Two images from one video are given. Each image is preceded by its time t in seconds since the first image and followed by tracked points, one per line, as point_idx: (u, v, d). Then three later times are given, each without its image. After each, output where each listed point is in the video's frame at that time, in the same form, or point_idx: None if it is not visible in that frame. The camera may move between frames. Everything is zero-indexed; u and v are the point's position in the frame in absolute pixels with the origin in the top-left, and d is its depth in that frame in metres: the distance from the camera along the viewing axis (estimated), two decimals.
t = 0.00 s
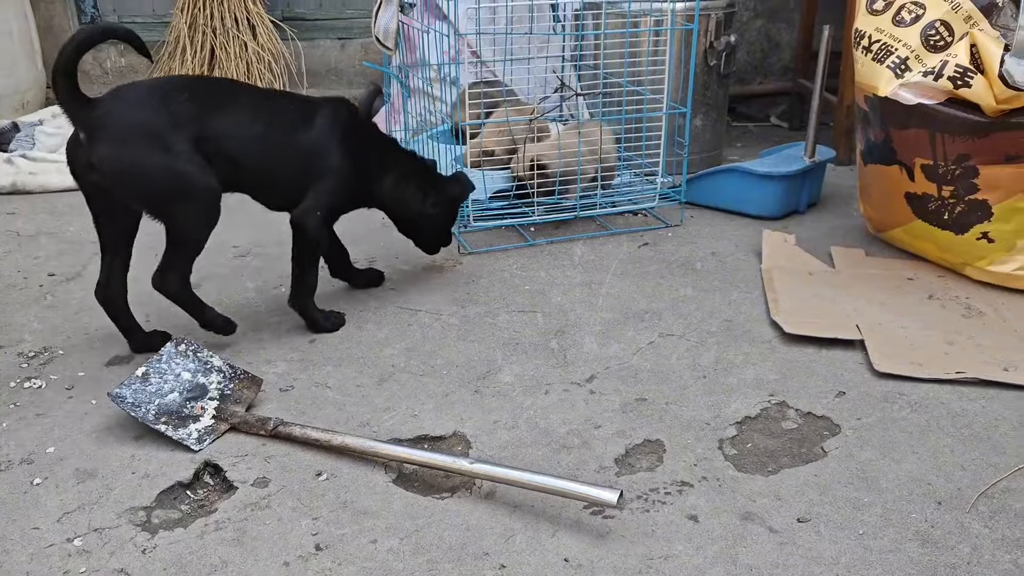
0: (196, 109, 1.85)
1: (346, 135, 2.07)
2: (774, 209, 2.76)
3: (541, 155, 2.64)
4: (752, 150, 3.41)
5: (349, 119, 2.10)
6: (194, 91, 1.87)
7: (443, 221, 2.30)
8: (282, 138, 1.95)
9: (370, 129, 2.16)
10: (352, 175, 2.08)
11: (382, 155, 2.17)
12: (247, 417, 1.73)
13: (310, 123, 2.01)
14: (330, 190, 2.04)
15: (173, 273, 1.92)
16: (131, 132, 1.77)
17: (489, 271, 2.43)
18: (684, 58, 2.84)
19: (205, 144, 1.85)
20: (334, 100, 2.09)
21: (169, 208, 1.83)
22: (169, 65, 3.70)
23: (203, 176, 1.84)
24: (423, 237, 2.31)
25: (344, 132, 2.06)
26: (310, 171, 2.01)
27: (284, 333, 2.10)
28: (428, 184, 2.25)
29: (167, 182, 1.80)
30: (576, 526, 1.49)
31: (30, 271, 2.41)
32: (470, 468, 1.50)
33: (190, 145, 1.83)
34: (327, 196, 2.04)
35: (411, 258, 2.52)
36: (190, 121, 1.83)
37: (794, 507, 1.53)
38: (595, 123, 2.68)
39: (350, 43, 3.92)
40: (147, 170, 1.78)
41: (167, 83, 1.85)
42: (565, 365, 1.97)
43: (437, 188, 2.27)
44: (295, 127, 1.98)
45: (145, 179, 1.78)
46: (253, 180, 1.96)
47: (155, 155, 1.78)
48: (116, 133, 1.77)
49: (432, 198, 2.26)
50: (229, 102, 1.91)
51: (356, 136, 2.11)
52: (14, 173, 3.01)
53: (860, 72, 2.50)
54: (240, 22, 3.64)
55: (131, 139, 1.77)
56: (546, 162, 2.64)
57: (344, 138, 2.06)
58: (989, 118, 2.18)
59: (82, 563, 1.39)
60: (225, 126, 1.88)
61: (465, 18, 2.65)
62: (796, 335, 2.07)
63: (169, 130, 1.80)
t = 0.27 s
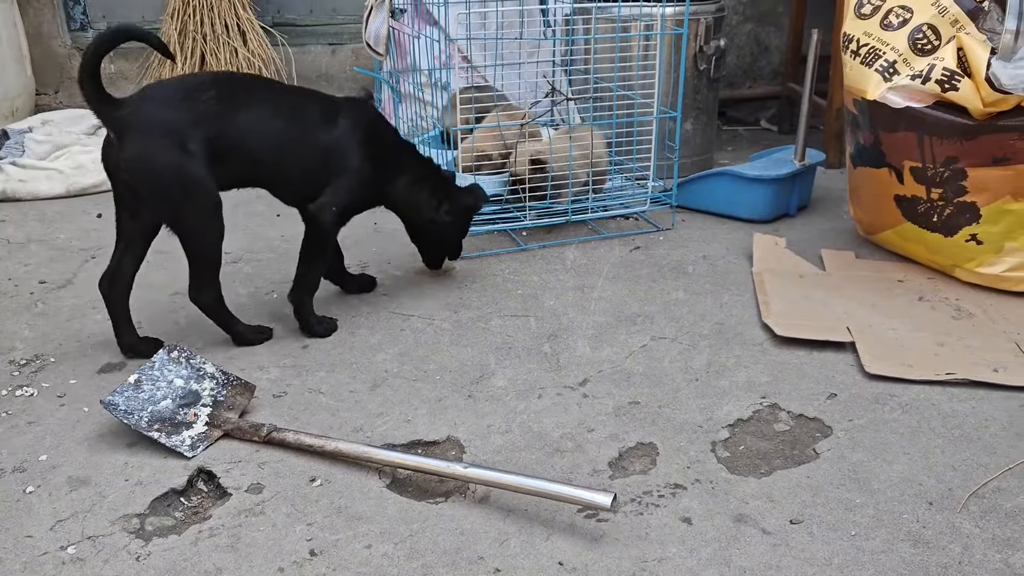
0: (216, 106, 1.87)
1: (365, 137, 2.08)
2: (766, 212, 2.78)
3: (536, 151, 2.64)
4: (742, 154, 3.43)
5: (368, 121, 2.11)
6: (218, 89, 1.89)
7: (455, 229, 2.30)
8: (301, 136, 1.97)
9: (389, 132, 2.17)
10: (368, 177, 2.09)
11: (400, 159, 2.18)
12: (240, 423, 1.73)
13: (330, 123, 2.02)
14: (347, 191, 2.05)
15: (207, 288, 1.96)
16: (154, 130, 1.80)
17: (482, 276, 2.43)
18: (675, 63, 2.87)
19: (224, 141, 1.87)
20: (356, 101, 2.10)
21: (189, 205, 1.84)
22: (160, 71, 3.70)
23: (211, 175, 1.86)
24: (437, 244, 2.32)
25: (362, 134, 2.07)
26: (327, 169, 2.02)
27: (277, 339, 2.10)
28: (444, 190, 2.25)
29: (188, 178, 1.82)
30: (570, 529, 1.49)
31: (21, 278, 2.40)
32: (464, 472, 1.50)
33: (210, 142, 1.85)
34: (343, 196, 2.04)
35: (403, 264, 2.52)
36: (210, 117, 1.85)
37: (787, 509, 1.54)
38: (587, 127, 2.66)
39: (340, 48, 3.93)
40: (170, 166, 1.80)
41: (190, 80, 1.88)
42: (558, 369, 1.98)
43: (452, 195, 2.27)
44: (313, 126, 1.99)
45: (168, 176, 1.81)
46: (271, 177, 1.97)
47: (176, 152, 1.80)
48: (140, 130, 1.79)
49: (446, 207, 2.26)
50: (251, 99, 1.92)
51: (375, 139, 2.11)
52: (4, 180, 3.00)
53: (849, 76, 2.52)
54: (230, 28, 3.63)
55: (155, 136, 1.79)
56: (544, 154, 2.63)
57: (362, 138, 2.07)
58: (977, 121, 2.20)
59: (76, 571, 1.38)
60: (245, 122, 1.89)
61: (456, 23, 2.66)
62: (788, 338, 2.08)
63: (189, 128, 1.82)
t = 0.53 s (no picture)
0: (232, 109, 1.91)
1: (381, 147, 2.13)
2: (756, 216, 2.79)
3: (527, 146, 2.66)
4: (731, 158, 3.45)
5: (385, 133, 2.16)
6: (235, 92, 1.94)
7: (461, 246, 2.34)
8: (318, 141, 2.02)
9: (405, 143, 2.22)
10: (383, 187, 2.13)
11: (416, 171, 2.24)
12: (230, 430, 1.72)
13: (346, 132, 2.07)
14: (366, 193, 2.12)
15: (197, 291, 1.97)
16: (165, 127, 1.84)
17: (472, 282, 2.44)
18: (663, 68, 2.89)
19: (237, 142, 1.90)
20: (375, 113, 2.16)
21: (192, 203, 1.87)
22: (149, 78, 3.70)
23: (215, 175, 1.89)
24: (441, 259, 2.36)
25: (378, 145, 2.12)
26: (341, 178, 2.07)
27: (267, 345, 2.10)
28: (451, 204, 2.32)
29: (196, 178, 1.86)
30: (560, 534, 1.49)
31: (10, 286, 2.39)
32: (454, 478, 1.50)
33: (222, 144, 1.89)
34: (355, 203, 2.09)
35: (393, 269, 2.52)
36: (224, 119, 1.89)
37: (776, 512, 1.54)
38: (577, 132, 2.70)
39: (330, 54, 3.93)
40: (178, 163, 1.84)
41: (207, 81, 1.92)
42: (548, 373, 1.98)
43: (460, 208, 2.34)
44: (329, 134, 2.04)
45: (176, 174, 1.84)
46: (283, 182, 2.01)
47: (186, 151, 1.84)
48: (152, 127, 1.84)
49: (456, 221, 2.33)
50: (267, 104, 1.96)
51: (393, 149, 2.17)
52: None
53: (836, 81, 2.53)
54: (220, 34, 3.63)
55: (165, 134, 1.83)
56: (538, 147, 2.65)
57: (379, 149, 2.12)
58: (963, 124, 2.21)
59: None
60: (260, 126, 1.93)
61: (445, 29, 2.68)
62: (777, 341, 2.09)
63: (200, 129, 1.86)
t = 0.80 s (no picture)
0: (278, 115, 1.96)
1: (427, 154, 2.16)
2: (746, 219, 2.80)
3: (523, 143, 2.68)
4: (722, 162, 3.46)
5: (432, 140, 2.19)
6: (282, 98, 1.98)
7: (501, 246, 2.41)
8: (364, 148, 2.05)
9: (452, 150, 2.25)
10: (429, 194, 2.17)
11: (461, 176, 2.27)
12: (220, 436, 1.72)
13: (392, 140, 2.10)
14: (409, 201, 2.15)
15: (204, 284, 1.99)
16: (210, 131, 1.89)
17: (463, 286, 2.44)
18: (653, 71, 2.91)
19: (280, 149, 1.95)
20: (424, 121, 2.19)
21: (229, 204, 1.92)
22: (140, 83, 3.70)
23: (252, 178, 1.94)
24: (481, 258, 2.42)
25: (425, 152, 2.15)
26: (384, 183, 2.10)
27: (258, 350, 2.09)
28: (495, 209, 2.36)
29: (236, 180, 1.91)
30: (551, 538, 1.49)
31: None
32: (445, 483, 1.50)
33: (265, 147, 1.94)
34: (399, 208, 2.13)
35: (384, 274, 2.52)
36: (268, 125, 1.94)
37: (767, 515, 1.54)
38: (567, 135, 2.73)
39: (321, 59, 3.93)
40: (219, 166, 1.89)
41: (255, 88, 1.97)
42: (539, 377, 1.98)
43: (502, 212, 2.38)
44: (375, 142, 2.07)
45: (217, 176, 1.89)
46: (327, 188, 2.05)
47: (227, 154, 1.89)
48: (196, 129, 1.89)
49: (494, 224, 2.37)
50: (313, 112, 2.01)
51: (440, 156, 2.19)
52: None
53: (825, 84, 2.54)
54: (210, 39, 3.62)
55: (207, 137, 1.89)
56: (535, 143, 2.67)
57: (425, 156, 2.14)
58: (951, 127, 2.22)
59: None
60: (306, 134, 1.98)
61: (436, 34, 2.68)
62: (768, 343, 2.09)
63: (241, 132, 1.91)
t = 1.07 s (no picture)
0: (333, 116, 1.99)
1: (474, 155, 2.21)
2: (739, 223, 2.81)
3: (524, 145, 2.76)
4: (713, 165, 3.48)
5: (478, 141, 2.23)
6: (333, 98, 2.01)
7: (544, 244, 2.44)
8: (412, 147, 2.09)
9: (496, 151, 2.29)
10: (475, 193, 2.22)
11: (504, 175, 2.32)
12: (213, 442, 1.72)
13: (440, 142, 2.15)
14: (456, 200, 2.19)
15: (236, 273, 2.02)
16: (268, 130, 1.94)
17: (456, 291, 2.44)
18: (645, 75, 2.89)
19: (334, 149, 2.00)
20: (465, 121, 2.24)
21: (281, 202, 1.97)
22: (131, 89, 3.69)
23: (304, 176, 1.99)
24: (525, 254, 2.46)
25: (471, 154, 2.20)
26: (432, 181, 2.14)
27: (251, 355, 2.09)
28: (538, 208, 2.40)
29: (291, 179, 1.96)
30: (545, 542, 1.49)
31: None
32: (439, 487, 1.50)
33: (320, 146, 1.98)
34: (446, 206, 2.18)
35: (377, 278, 2.53)
36: (323, 125, 1.98)
37: (760, 517, 1.55)
38: (559, 140, 2.78)
39: (313, 64, 3.94)
40: (275, 165, 1.94)
41: (312, 87, 2.01)
42: (533, 381, 1.98)
43: (546, 211, 2.42)
44: (424, 143, 2.12)
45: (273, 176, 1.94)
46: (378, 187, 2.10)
47: (281, 154, 1.94)
48: (255, 127, 1.93)
49: (539, 221, 2.40)
50: (366, 113, 2.05)
51: (483, 154, 2.24)
52: None
53: (815, 88, 2.55)
54: (202, 44, 3.61)
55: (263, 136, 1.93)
56: (535, 145, 2.75)
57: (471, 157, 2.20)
58: (941, 130, 2.24)
59: None
60: (359, 135, 2.02)
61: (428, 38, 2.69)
62: (760, 346, 2.10)
63: (297, 132, 1.95)
